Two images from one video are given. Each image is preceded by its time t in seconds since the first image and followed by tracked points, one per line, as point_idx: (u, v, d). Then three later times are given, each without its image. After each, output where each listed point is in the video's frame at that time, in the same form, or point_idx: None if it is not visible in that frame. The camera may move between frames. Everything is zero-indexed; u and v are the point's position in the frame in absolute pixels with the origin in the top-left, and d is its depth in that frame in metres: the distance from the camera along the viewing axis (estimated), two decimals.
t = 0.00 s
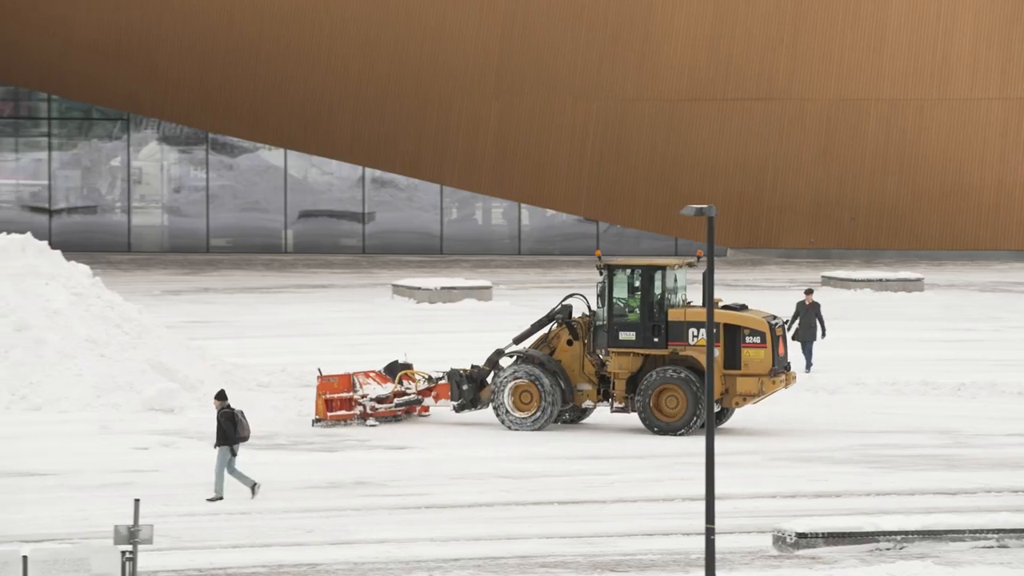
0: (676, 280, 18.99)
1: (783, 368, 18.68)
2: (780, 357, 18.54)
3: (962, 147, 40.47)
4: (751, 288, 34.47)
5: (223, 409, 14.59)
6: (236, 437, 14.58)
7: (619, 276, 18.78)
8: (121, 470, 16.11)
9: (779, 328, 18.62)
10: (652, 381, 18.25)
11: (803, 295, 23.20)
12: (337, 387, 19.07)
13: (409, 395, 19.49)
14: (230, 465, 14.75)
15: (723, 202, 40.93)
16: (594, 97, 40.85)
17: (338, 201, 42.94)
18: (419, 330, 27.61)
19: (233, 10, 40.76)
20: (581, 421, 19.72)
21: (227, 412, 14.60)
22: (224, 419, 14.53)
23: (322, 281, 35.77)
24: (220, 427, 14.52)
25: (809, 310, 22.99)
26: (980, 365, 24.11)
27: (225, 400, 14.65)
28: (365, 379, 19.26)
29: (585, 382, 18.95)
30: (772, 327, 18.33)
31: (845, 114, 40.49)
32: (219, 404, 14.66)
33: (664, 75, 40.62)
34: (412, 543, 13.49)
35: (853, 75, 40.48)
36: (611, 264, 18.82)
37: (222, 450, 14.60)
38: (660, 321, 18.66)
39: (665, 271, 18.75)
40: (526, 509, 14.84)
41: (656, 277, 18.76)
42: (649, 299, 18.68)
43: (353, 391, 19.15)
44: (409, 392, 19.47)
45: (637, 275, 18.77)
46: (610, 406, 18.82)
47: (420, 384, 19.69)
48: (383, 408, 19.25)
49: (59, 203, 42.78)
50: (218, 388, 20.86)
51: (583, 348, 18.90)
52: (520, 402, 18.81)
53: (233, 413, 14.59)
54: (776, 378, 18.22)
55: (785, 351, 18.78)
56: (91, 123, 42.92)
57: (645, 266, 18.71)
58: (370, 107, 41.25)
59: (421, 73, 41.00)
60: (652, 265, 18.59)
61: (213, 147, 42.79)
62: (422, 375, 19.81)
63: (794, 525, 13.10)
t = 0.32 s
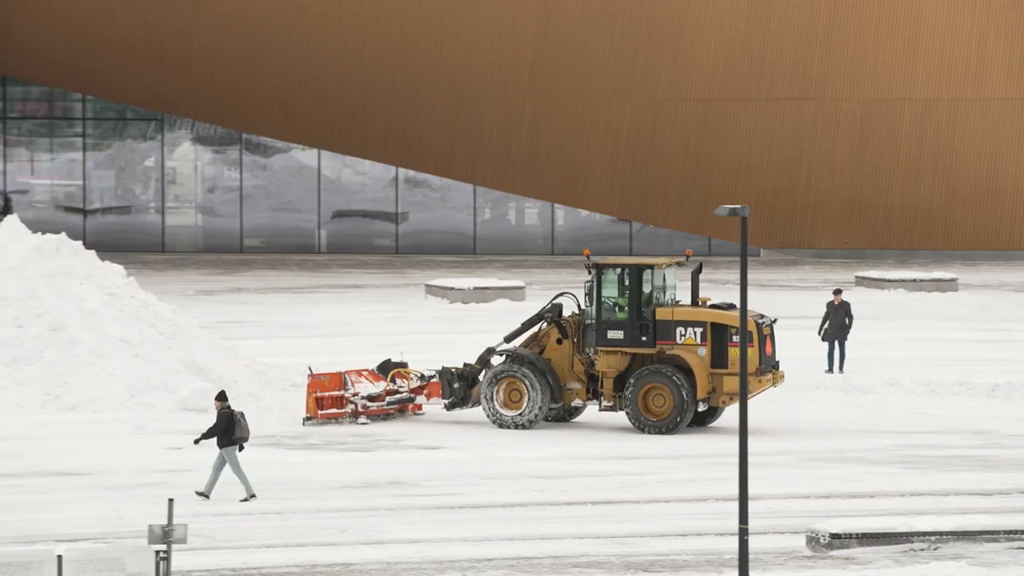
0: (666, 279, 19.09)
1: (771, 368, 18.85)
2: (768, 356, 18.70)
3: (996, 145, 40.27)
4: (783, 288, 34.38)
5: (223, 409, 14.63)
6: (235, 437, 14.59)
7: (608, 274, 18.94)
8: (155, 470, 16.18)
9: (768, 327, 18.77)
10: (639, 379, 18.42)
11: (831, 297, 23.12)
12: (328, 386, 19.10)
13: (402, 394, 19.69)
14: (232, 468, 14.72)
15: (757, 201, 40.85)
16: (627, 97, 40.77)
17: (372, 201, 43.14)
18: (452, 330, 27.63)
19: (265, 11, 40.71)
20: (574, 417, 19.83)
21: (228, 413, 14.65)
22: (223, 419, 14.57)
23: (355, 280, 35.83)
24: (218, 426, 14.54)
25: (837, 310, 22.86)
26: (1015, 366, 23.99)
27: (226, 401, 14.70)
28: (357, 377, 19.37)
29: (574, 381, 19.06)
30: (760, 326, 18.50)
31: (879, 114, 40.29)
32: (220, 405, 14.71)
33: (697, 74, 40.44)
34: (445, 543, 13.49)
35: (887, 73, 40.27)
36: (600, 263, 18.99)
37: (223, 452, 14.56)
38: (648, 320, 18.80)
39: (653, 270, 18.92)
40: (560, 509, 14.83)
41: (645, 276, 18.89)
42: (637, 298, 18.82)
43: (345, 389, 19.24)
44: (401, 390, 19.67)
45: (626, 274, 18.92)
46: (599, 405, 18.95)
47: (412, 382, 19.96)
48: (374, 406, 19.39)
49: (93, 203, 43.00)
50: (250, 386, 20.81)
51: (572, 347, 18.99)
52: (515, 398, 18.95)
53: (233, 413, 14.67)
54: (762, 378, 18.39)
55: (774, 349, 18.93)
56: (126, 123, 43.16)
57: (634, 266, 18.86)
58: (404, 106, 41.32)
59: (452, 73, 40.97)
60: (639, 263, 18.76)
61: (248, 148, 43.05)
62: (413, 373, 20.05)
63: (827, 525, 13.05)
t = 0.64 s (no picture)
0: (658, 278, 19.12)
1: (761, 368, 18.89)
2: (758, 356, 18.73)
3: None
4: (820, 288, 34.28)
5: (226, 405, 14.62)
6: (237, 434, 14.61)
7: (599, 274, 18.94)
8: (192, 470, 16.23)
9: (757, 326, 18.83)
10: (630, 378, 18.42)
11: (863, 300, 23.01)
12: (323, 384, 19.27)
13: (399, 391, 19.85)
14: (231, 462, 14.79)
15: (794, 200, 40.58)
16: (663, 96, 40.68)
17: (408, 201, 43.18)
18: (487, 330, 27.65)
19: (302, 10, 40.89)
20: (568, 415, 19.87)
21: (231, 408, 14.63)
22: (227, 414, 14.57)
23: (390, 280, 35.89)
24: (222, 420, 14.56)
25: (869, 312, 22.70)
26: None
27: (230, 397, 14.71)
28: (352, 376, 19.56)
29: (567, 380, 19.10)
30: (750, 326, 18.53)
31: (916, 114, 40.13)
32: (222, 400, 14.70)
33: (734, 73, 40.35)
34: (481, 543, 13.50)
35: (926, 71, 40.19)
36: (592, 262, 18.98)
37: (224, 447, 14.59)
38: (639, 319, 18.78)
39: (644, 269, 18.93)
40: (595, 509, 14.82)
41: (637, 276, 18.91)
42: (629, 297, 18.81)
43: (340, 387, 19.38)
44: (397, 388, 19.84)
45: (617, 274, 18.92)
46: (591, 405, 18.95)
47: (410, 380, 20.05)
48: (370, 404, 19.51)
49: (131, 203, 43.19)
50: (286, 386, 21.02)
51: (565, 346, 19.03)
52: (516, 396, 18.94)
53: (236, 407, 14.67)
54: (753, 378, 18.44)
55: (764, 350, 18.98)
56: (163, 123, 43.27)
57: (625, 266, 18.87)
58: (440, 105, 41.33)
59: (488, 73, 40.97)
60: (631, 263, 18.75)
61: (284, 148, 43.10)
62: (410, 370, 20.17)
63: (864, 525, 13.01)
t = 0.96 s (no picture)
0: (649, 277, 19.18)
1: (752, 367, 18.85)
2: (749, 355, 18.70)
3: None
4: (855, 289, 34.21)
5: (224, 404, 14.76)
6: (236, 433, 14.70)
7: (591, 273, 18.95)
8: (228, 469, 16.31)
9: (749, 325, 18.77)
10: (619, 377, 18.46)
11: (896, 301, 22.88)
12: (319, 383, 19.34)
13: (394, 391, 19.97)
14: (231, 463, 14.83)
15: (829, 201, 40.45)
16: (698, 96, 40.58)
17: (443, 202, 43.22)
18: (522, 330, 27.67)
19: (337, 11, 40.92)
20: (561, 415, 19.87)
21: (228, 408, 14.77)
22: (226, 413, 14.70)
23: (425, 280, 35.95)
24: (220, 421, 14.69)
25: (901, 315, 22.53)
26: None
27: (228, 396, 14.84)
28: (349, 375, 19.63)
29: (560, 378, 19.13)
30: (741, 325, 18.49)
31: (952, 114, 40.00)
32: (220, 400, 14.84)
33: (768, 74, 40.26)
34: (516, 543, 13.51)
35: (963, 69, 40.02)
36: (584, 261, 18.96)
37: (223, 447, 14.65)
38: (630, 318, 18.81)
39: (635, 268, 18.98)
40: (630, 509, 14.81)
41: (628, 275, 18.96)
42: (620, 297, 18.82)
43: (336, 386, 19.44)
44: (394, 387, 19.95)
45: (608, 273, 18.95)
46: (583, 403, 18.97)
47: (406, 379, 20.20)
48: (366, 403, 19.55)
49: (166, 203, 43.37)
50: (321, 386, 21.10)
51: (557, 345, 19.04)
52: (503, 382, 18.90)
53: (235, 408, 14.80)
54: (742, 377, 18.39)
55: (756, 349, 18.94)
56: (199, 123, 43.43)
57: (617, 265, 18.88)
58: (475, 106, 41.36)
59: (522, 73, 40.96)
60: (623, 262, 18.77)
61: (320, 148, 43.19)
62: (405, 369, 20.25)
63: (899, 526, 12.95)
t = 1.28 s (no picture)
0: (632, 276, 19.29)
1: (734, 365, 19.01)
2: (731, 353, 18.86)
3: None
4: (879, 288, 34.10)
5: (213, 406, 14.57)
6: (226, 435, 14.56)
7: (575, 272, 19.11)
8: (252, 469, 16.36)
9: (731, 323, 18.92)
10: (602, 375, 18.55)
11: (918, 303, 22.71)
12: (305, 380, 19.66)
13: (383, 388, 20.14)
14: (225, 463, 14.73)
15: (853, 200, 40.45)
16: (723, 95, 40.50)
17: (467, 202, 43.25)
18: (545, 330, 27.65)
19: (363, 7, 40.86)
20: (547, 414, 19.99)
21: (218, 410, 14.59)
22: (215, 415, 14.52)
23: (449, 280, 35.95)
24: (208, 422, 14.52)
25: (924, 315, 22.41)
26: None
27: (217, 398, 14.64)
28: (337, 373, 19.94)
29: (544, 377, 19.27)
30: (723, 323, 18.64)
31: (976, 114, 40.04)
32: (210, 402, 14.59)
33: (794, 73, 40.19)
34: (540, 543, 13.50)
35: (988, 67, 40.05)
36: (567, 260, 19.13)
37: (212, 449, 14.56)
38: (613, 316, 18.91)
39: (619, 267, 19.08)
40: (654, 509, 14.79)
41: (610, 273, 19.06)
42: (603, 295, 18.94)
43: (322, 383, 19.72)
44: (382, 385, 20.11)
45: (591, 271, 19.08)
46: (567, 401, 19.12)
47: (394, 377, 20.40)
48: (352, 400, 19.73)
49: (190, 203, 43.44)
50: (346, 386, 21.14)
51: (541, 343, 19.18)
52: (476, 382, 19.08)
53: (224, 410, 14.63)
54: (724, 375, 18.55)
55: (737, 347, 19.10)
56: (223, 123, 43.54)
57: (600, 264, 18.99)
58: (499, 106, 41.39)
59: (546, 72, 40.91)
60: (607, 260, 18.89)
61: (344, 148, 43.23)
62: (397, 367, 20.47)
63: (924, 527, 12.91)
